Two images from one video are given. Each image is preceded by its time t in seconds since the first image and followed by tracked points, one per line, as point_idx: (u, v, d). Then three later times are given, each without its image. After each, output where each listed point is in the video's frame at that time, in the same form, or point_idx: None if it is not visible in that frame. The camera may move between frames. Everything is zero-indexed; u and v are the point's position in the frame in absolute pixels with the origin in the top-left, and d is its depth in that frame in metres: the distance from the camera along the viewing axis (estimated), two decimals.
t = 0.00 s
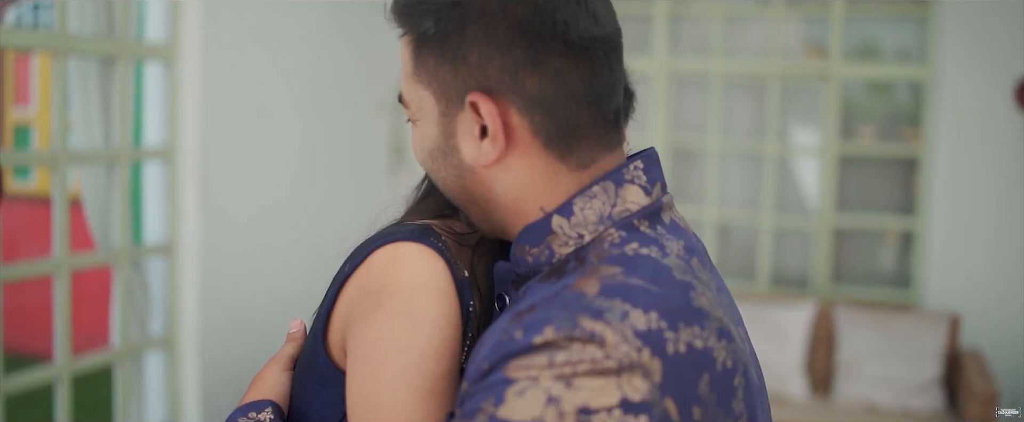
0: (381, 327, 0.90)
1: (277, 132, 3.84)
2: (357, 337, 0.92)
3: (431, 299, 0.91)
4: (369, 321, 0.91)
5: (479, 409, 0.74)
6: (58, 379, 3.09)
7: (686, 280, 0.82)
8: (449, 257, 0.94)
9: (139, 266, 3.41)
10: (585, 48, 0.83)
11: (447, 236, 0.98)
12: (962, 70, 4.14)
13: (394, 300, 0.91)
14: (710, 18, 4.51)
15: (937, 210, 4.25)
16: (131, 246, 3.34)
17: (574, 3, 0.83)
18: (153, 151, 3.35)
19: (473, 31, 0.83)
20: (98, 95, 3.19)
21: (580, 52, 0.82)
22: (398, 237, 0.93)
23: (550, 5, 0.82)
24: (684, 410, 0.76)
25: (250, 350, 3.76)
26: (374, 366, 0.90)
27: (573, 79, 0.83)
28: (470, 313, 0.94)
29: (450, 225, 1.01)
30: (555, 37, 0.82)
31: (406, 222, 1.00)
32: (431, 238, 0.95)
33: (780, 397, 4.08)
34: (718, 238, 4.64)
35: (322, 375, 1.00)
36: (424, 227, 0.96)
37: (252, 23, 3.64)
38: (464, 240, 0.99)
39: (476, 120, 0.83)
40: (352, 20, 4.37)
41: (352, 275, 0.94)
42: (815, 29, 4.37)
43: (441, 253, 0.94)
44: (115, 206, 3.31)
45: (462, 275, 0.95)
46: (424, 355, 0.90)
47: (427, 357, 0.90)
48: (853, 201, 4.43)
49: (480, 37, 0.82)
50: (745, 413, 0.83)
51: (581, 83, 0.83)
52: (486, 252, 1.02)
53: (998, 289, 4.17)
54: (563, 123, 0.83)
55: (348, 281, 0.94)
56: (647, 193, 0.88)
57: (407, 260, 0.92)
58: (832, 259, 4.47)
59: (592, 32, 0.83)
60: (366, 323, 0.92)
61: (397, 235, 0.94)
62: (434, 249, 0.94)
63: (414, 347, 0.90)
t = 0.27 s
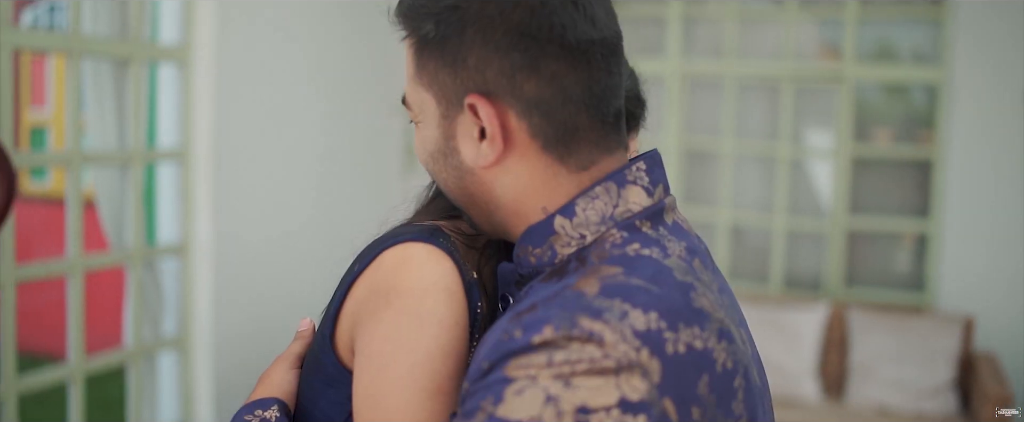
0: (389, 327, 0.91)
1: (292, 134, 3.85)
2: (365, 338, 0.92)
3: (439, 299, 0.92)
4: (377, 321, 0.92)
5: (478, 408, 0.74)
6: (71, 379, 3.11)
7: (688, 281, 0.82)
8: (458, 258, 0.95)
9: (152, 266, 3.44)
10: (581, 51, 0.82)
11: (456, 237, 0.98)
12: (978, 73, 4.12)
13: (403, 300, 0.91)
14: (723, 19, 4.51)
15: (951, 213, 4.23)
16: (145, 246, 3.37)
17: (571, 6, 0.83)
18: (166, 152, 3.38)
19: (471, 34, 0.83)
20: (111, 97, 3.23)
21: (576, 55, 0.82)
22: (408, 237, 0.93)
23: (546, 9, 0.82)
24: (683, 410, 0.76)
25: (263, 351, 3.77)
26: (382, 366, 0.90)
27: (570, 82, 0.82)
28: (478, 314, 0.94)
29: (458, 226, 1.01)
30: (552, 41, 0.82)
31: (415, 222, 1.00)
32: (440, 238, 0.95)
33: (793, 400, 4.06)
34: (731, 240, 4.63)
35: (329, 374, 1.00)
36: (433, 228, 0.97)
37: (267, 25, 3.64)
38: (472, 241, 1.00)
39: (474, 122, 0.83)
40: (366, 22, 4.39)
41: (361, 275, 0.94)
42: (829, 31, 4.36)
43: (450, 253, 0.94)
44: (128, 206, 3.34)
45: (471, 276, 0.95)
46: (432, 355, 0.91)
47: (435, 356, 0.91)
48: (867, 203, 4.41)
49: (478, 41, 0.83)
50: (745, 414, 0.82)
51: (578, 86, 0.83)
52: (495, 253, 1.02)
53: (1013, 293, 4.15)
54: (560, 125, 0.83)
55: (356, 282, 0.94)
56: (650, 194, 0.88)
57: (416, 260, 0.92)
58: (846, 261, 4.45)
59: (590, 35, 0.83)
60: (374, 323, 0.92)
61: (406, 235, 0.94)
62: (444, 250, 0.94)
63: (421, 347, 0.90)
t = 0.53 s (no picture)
0: (395, 328, 0.91)
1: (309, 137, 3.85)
2: (371, 339, 0.93)
3: (444, 302, 0.92)
4: (382, 323, 0.92)
5: (476, 409, 0.74)
6: (86, 379, 3.14)
7: (688, 283, 0.82)
8: (465, 260, 0.96)
9: (167, 266, 3.49)
10: (580, 55, 0.83)
11: (464, 240, 0.98)
12: (996, 75, 4.09)
13: (410, 301, 0.92)
14: (739, 21, 4.50)
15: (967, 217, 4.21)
16: (160, 248, 3.40)
17: (569, 10, 0.83)
18: (182, 154, 3.42)
19: (470, 37, 0.83)
20: (127, 99, 3.26)
21: (576, 59, 0.83)
22: (416, 240, 0.94)
23: (545, 12, 0.82)
24: (680, 411, 0.76)
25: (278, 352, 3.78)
26: (387, 367, 0.90)
27: (568, 86, 0.83)
28: (485, 317, 0.95)
29: (465, 228, 1.02)
30: (550, 45, 0.82)
31: (423, 225, 1.01)
32: (447, 241, 0.96)
33: (808, 402, 4.05)
34: (746, 243, 4.62)
35: (334, 375, 1.00)
36: (441, 231, 0.98)
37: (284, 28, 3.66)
38: (479, 244, 1.00)
39: (473, 125, 0.84)
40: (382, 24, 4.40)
41: (368, 277, 0.95)
42: (846, 33, 4.34)
43: (456, 256, 0.95)
44: (143, 208, 3.38)
45: (478, 280, 0.96)
46: (437, 356, 0.91)
47: (439, 358, 0.91)
48: (883, 206, 4.39)
49: (477, 44, 0.83)
50: (745, 416, 0.82)
51: (577, 90, 0.83)
52: (502, 256, 1.03)
53: None
54: (558, 128, 0.83)
55: (363, 284, 0.95)
56: (651, 196, 0.88)
57: (423, 263, 0.93)
58: (861, 264, 4.43)
59: (588, 39, 0.83)
60: (380, 325, 0.92)
61: (414, 238, 0.95)
62: (451, 253, 0.95)
63: (426, 349, 0.90)
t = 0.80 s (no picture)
0: (397, 331, 0.91)
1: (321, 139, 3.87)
2: (373, 342, 0.92)
3: (445, 304, 0.92)
4: (385, 325, 0.92)
5: (472, 410, 0.74)
6: (100, 379, 3.15)
7: (685, 285, 0.82)
8: (468, 264, 0.95)
9: (180, 267, 3.49)
10: (576, 58, 0.83)
11: (467, 244, 0.98)
12: (1011, 77, 4.07)
13: (412, 305, 0.91)
14: (752, 23, 4.48)
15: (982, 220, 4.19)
16: (173, 249, 3.41)
17: (566, 12, 0.83)
18: (195, 155, 3.44)
19: (468, 40, 0.84)
20: (141, 99, 3.28)
21: (572, 62, 0.83)
22: (418, 244, 0.94)
23: (542, 15, 0.82)
24: (674, 412, 0.77)
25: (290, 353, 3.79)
26: (390, 369, 0.90)
27: (565, 89, 0.83)
28: (487, 321, 0.95)
29: (469, 232, 1.02)
30: (547, 47, 0.82)
31: (427, 228, 1.01)
32: (450, 244, 0.96)
33: (821, 405, 4.04)
34: (760, 245, 4.60)
35: (335, 376, 0.99)
36: (445, 234, 0.97)
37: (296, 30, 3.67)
38: (481, 247, 1.00)
39: (471, 127, 0.84)
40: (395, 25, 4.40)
41: (371, 279, 0.94)
42: (861, 35, 4.32)
43: (459, 259, 0.94)
44: (156, 209, 3.39)
45: (481, 284, 0.96)
46: (437, 359, 0.90)
47: (440, 361, 0.91)
48: (897, 209, 4.37)
49: (475, 47, 0.83)
50: (742, 418, 0.82)
51: (574, 92, 0.83)
52: (505, 260, 1.02)
53: None
54: (555, 131, 0.83)
55: (366, 287, 0.95)
56: (650, 198, 0.88)
57: (425, 266, 0.93)
58: (875, 267, 4.41)
59: (585, 42, 0.83)
60: (382, 327, 0.92)
61: (417, 241, 0.95)
62: (453, 256, 0.95)
63: (428, 352, 0.90)
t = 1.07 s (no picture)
0: (395, 333, 0.91)
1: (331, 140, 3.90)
2: (371, 343, 0.92)
3: (443, 306, 0.92)
4: (384, 326, 0.92)
5: (465, 412, 0.74)
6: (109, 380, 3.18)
7: (680, 286, 0.82)
8: (466, 265, 0.95)
9: (189, 267, 3.50)
10: (571, 59, 0.83)
11: (466, 245, 0.98)
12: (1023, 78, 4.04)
13: (410, 306, 0.91)
14: (762, 24, 4.47)
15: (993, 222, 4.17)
16: (182, 250, 3.44)
17: (561, 14, 0.83)
18: (206, 156, 3.45)
19: (463, 41, 0.84)
20: (151, 100, 3.28)
21: (566, 63, 0.82)
22: (417, 245, 0.94)
23: (537, 17, 0.82)
24: (668, 414, 0.77)
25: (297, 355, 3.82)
26: (387, 369, 0.90)
27: (560, 90, 0.83)
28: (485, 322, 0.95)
29: (469, 232, 1.01)
30: (541, 49, 0.82)
31: (426, 229, 1.01)
32: (448, 246, 0.96)
33: (831, 407, 4.03)
34: (770, 247, 4.59)
35: (335, 377, 0.98)
36: (444, 235, 0.97)
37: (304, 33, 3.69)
38: (480, 248, 0.99)
39: (467, 128, 0.85)
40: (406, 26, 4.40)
41: (370, 280, 0.94)
42: (872, 36, 4.29)
43: (457, 260, 0.94)
44: (165, 209, 3.39)
45: (479, 285, 0.96)
46: (435, 361, 0.90)
47: (437, 362, 0.90)
48: (909, 211, 4.34)
49: (470, 49, 0.83)
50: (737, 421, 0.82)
51: (568, 94, 0.83)
52: (505, 261, 1.02)
53: None
54: (550, 133, 0.83)
55: (365, 288, 0.94)
56: (646, 200, 0.88)
57: (423, 268, 0.93)
58: (886, 268, 4.39)
59: (579, 44, 0.83)
60: (381, 327, 0.92)
61: (415, 242, 0.95)
62: (451, 257, 0.95)
63: (425, 353, 0.90)
